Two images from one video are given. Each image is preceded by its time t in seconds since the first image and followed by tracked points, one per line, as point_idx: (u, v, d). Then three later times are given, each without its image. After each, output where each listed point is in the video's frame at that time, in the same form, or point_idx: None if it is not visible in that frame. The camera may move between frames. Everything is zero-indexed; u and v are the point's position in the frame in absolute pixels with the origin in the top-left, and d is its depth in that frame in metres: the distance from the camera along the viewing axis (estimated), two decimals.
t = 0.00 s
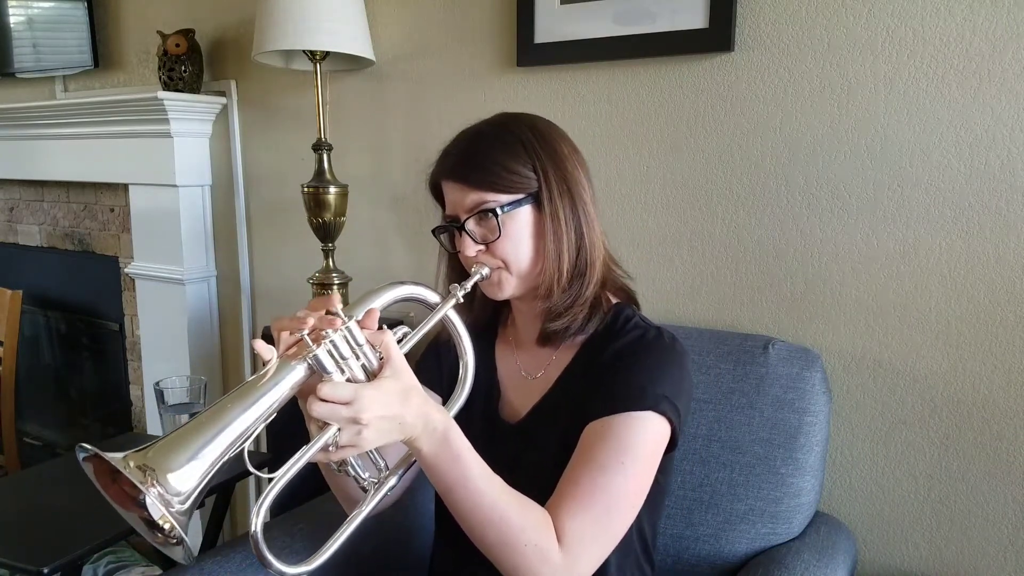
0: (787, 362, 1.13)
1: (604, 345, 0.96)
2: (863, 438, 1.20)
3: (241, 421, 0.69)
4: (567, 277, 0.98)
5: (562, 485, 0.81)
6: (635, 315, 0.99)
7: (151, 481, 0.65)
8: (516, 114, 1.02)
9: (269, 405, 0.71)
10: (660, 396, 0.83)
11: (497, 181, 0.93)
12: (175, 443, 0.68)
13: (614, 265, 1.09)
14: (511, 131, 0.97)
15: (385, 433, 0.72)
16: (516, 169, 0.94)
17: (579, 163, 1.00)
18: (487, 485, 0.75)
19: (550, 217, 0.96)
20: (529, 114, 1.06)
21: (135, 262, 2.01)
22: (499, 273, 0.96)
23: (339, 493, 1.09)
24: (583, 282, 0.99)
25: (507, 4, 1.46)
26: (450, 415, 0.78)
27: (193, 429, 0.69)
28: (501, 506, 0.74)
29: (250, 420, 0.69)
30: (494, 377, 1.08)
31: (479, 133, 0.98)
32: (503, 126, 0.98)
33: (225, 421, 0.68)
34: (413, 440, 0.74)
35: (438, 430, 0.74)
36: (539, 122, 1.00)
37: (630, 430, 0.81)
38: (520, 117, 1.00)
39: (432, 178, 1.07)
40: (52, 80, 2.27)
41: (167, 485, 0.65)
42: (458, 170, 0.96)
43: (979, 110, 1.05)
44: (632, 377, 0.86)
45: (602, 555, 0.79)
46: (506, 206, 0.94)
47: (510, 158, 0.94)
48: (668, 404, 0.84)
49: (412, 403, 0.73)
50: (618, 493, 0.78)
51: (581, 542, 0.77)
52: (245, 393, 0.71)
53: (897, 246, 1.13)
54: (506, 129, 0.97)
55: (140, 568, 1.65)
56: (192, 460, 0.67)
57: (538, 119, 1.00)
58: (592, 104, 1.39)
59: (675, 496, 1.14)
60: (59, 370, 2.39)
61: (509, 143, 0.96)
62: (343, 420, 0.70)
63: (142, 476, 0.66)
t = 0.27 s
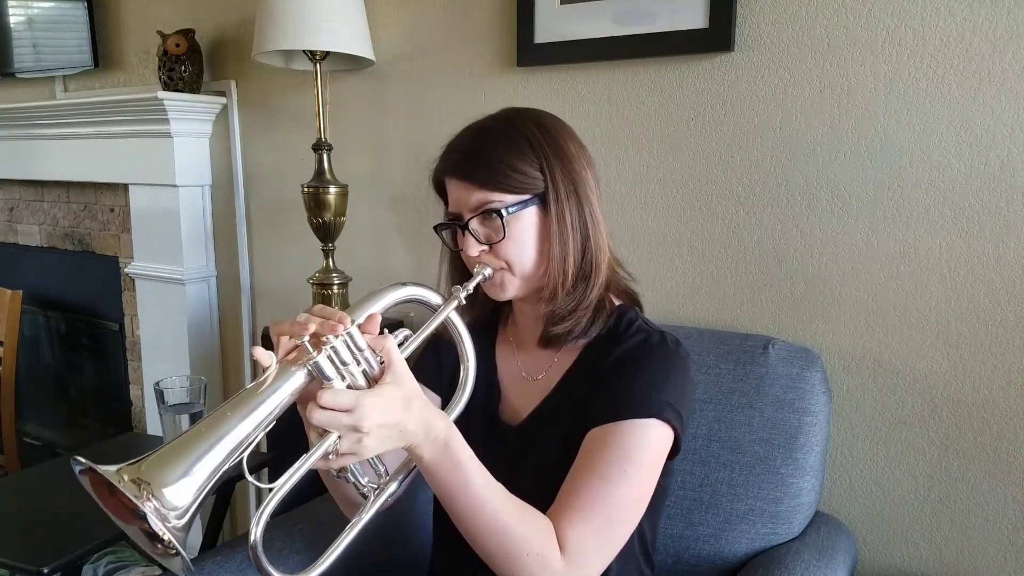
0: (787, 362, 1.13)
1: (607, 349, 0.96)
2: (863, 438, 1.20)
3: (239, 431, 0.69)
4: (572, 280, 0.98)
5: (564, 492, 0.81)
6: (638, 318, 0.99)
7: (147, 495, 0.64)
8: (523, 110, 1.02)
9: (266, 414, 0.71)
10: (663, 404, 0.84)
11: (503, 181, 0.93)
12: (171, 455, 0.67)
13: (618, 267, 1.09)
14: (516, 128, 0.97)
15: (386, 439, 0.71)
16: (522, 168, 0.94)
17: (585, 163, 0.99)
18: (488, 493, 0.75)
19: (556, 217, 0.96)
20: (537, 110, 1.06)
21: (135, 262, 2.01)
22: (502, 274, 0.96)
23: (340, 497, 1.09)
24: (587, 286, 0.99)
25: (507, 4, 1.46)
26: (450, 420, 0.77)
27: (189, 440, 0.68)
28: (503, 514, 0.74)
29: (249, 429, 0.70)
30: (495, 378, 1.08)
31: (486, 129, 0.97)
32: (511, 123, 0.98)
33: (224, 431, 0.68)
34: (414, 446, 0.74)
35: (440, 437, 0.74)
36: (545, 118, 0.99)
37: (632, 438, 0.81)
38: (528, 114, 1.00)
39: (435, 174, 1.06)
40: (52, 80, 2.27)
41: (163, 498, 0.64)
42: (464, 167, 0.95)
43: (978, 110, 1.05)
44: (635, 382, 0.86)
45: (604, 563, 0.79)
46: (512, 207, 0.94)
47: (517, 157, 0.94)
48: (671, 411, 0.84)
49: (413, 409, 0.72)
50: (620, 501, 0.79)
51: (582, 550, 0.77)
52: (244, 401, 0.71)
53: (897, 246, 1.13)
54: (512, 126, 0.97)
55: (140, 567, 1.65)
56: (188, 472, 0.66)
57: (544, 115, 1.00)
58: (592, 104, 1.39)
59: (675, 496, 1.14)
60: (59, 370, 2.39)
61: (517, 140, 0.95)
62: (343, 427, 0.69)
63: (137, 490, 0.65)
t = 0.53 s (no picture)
0: (787, 362, 1.13)
1: (606, 349, 0.96)
2: (863, 438, 1.20)
3: (228, 432, 0.69)
4: (570, 280, 0.98)
5: (559, 496, 0.81)
6: (636, 319, 0.99)
7: (132, 498, 0.64)
8: (521, 107, 1.01)
9: (255, 415, 0.71)
10: (661, 406, 0.83)
11: (501, 179, 0.93)
12: (157, 458, 0.67)
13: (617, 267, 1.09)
14: (514, 125, 0.97)
15: (377, 441, 0.71)
16: (520, 166, 0.94)
17: (584, 161, 0.99)
18: (484, 498, 0.75)
19: (555, 217, 0.96)
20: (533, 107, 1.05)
21: (135, 262, 2.01)
22: (499, 274, 0.96)
23: (333, 499, 1.09)
24: (585, 286, 0.99)
25: (507, 4, 1.46)
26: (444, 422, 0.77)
27: (176, 443, 0.68)
28: (498, 520, 0.74)
29: (237, 431, 0.69)
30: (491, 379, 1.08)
31: (483, 126, 0.97)
32: (508, 120, 0.97)
33: (211, 433, 0.68)
34: (407, 449, 0.74)
35: (434, 440, 0.74)
36: (544, 115, 0.99)
37: (629, 442, 0.81)
38: (525, 110, 0.99)
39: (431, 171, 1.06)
40: (52, 80, 2.27)
41: (149, 501, 0.64)
42: (461, 165, 0.95)
43: (979, 110, 1.05)
44: (632, 384, 0.86)
45: (599, 565, 0.79)
46: (509, 206, 0.94)
47: (514, 155, 0.94)
48: (669, 413, 0.84)
49: (407, 410, 0.72)
50: (617, 505, 0.79)
51: (577, 554, 0.77)
52: (233, 402, 0.71)
53: (897, 246, 1.13)
54: (510, 123, 0.97)
55: (140, 567, 1.65)
56: (174, 475, 0.65)
57: (543, 112, 1.00)
58: (591, 104, 1.39)
59: (675, 496, 1.14)
60: (59, 371, 2.39)
61: (515, 138, 0.95)
62: (335, 429, 0.69)
63: (122, 493, 0.65)
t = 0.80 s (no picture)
0: (787, 362, 1.13)
1: (595, 347, 0.96)
2: (862, 438, 1.20)
3: (208, 433, 0.69)
4: (560, 278, 0.99)
5: (547, 496, 0.81)
6: (626, 316, 0.99)
7: (111, 499, 0.64)
8: (509, 103, 1.01)
9: (236, 415, 0.71)
10: (651, 404, 0.84)
11: (489, 176, 0.93)
12: (138, 458, 0.67)
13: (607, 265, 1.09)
14: (503, 123, 0.96)
15: (362, 441, 0.71)
16: (508, 163, 0.94)
17: (573, 158, 0.99)
18: (472, 498, 0.75)
19: (543, 214, 0.96)
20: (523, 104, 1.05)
21: (135, 262, 2.01)
22: (488, 272, 0.96)
23: (321, 497, 1.09)
24: (575, 284, 0.99)
25: (507, 4, 1.46)
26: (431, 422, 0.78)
27: (156, 444, 0.68)
28: (487, 520, 0.74)
29: (219, 430, 0.70)
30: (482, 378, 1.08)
31: (472, 123, 0.97)
32: (497, 117, 0.97)
33: (193, 433, 0.68)
34: (392, 448, 0.74)
35: (419, 440, 0.74)
36: (533, 111, 0.99)
37: (617, 441, 0.81)
38: (514, 107, 0.99)
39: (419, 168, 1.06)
40: (52, 80, 2.27)
41: (127, 502, 0.64)
42: (449, 163, 0.95)
43: (979, 110, 1.05)
44: (623, 383, 0.86)
45: (589, 565, 0.79)
46: (497, 203, 0.94)
47: (503, 152, 0.94)
48: (658, 411, 0.84)
49: (392, 409, 0.72)
50: (606, 505, 0.79)
51: (566, 554, 0.77)
52: (214, 402, 0.71)
53: (897, 246, 1.13)
54: (499, 120, 0.97)
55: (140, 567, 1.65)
56: (152, 476, 0.66)
57: (532, 108, 1.00)
58: (592, 104, 1.39)
59: (675, 496, 1.14)
60: (59, 371, 2.40)
61: (504, 135, 0.95)
62: (319, 428, 0.69)
63: (102, 493, 0.65)
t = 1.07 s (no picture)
0: (787, 362, 1.13)
1: (584, 347, 0.96)
2: (862, 438, 1.20)
3: (196, 438, 0.69)
4: (546, 279, 0.98)
5: (538, 494, 0.80)
6: (614, 315, 0.99)
7: (99, 504, 0.65)
8: (492, 104, 1.01)
9: (224, 420, 0.71)
10: (639, 400, 0.83)
11: (474, 177, 0.93)
12: (125, 463, 0.67)
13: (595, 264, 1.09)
14: (487, 124, 0.96)
15: (350, 443, 0.71)
16: (492, 164, 0.94)
17: (558, 159, 0.99)
18: (461, 496, 0.75)
19: (529, 214, 0.95)
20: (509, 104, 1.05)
21: (135, 262, 2.01)
22: (476, 273, 0.97)
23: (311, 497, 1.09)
24: (562, 283, 0.99)
25: (507, 4, 1.46)
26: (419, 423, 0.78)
27: (143, 447, 0.68)
28: (476, 518, 0.74)
29: (206, 435, 0.69)
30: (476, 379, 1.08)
31: (456, 125, 0.97)
32: (480, 118, 0.97)
33: (179, 437, 0.68)
34: (380, 449, 0.74)
35: (408, 439, 0.74)
36: (516, 112, 0.99)
37: (607, 438, 0.81)
38: (498, 109, 0.99)
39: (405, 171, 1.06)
40: (51, 80, 2.27)
41: (115, 508, 0.65)
42: (433, 165, 0.95)
43: (979, 110, 1.05)
44: (611, 380, 0.86)
45: (581, 563, 0.79)
46: (481, 204, 0.94)
47: (487, 154, 0.94)
48: (647, 407, 0.84)
49: (380, 411, 0.73)
50: (596, 502, 0.78)
51: (557, 552, 0.77)
52: (203, 406, 0.71)
53: (897, 246, 1.13)
54: (481, 122, 0.97)
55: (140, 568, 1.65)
56: (139, 481, 0.66)
57: (514, 109, 1.00)
58: (592, 104, 1.39)
59: (674, 496, 1.14)
60: (59, 371, 2.40)
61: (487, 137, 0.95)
62: (306, 431, 0.70)
63: (90, 499, 0.65)
